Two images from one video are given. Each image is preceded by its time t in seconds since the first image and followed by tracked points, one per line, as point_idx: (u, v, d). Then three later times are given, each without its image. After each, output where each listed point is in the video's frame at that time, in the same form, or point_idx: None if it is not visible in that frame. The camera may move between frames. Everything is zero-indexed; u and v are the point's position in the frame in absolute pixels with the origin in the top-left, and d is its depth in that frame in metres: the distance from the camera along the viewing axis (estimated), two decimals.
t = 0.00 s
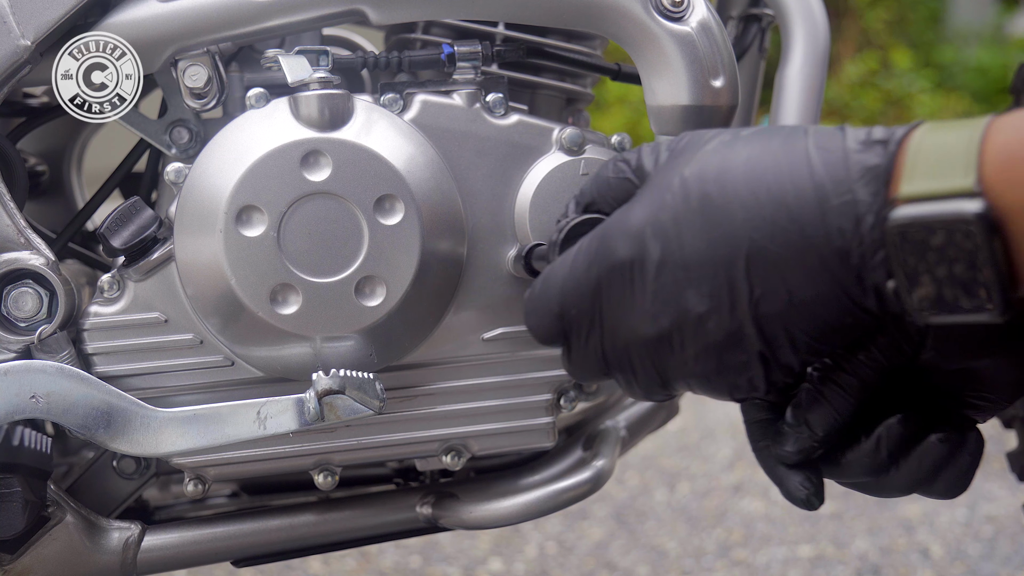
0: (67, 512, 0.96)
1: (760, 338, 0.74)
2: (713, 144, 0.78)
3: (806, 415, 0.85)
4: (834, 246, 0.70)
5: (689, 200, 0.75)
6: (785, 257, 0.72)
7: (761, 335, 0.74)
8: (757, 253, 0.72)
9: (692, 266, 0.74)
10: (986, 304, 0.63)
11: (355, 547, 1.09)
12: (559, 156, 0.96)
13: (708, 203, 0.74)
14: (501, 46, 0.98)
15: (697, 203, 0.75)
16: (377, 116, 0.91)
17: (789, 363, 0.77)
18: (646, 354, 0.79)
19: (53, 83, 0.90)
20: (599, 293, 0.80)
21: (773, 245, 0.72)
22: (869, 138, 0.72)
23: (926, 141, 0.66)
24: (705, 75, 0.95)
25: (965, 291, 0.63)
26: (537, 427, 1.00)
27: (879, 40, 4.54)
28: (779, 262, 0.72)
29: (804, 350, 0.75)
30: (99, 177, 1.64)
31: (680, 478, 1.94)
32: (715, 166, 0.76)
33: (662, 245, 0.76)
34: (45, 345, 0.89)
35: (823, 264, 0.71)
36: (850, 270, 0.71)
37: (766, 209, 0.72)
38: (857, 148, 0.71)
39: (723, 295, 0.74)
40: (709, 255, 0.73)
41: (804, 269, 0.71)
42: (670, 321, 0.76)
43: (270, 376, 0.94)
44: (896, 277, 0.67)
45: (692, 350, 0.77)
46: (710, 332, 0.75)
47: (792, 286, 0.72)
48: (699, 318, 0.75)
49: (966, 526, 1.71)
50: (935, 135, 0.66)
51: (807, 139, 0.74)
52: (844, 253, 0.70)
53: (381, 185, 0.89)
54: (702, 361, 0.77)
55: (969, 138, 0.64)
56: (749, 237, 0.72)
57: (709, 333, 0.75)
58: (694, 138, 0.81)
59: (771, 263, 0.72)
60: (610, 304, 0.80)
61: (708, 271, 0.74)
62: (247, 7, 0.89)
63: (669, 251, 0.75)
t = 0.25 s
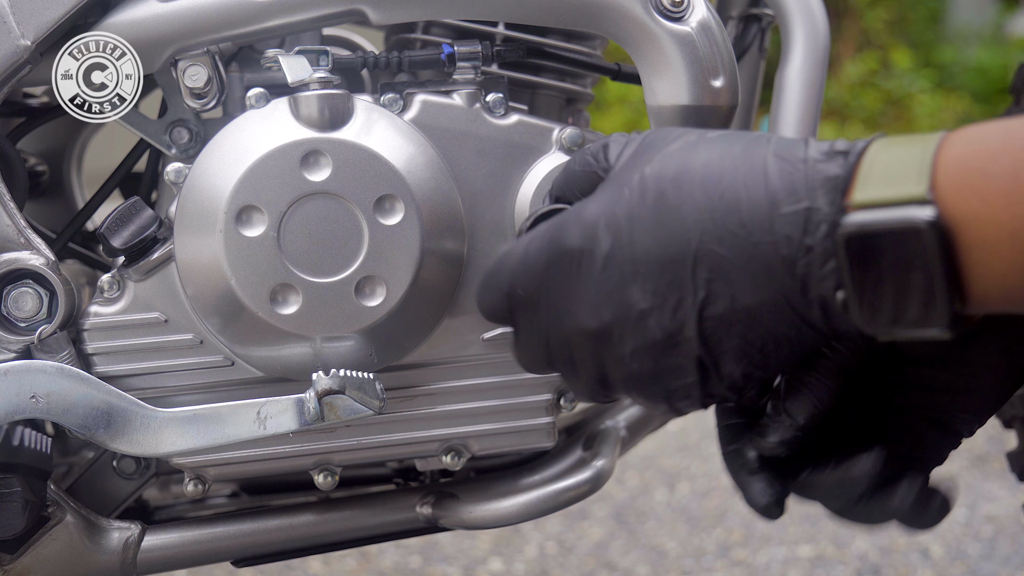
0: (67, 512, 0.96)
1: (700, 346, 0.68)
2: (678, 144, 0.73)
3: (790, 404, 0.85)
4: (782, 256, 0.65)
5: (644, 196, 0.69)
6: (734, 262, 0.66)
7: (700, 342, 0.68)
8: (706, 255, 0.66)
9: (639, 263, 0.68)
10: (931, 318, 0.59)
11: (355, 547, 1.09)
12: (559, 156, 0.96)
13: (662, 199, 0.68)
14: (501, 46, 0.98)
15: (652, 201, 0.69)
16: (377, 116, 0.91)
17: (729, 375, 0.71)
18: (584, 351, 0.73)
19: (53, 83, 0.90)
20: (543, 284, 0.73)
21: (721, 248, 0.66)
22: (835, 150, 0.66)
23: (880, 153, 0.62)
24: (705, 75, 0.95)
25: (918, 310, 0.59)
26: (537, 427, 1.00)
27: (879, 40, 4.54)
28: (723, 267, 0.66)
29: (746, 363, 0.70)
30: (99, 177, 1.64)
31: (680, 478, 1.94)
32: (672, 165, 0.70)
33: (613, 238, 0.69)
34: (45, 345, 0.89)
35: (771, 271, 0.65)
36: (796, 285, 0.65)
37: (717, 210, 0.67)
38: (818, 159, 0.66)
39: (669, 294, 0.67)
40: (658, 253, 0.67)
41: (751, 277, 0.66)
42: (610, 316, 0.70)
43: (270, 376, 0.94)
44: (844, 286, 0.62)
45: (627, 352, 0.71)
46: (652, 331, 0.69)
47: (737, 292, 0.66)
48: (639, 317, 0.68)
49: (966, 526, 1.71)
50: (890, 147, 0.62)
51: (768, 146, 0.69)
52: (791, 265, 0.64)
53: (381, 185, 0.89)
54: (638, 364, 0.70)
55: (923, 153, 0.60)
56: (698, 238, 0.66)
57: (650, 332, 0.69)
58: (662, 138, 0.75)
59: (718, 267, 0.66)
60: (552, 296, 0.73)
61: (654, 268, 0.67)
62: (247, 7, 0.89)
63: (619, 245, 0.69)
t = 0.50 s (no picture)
0: (67, 512, 0.96)
1: (700, 399, 0.74)
2: (695, 203, 0.78)
3: (745, 482, 0.95)
4: (789, 324, 0.69)
5: (664, 250, 0.75)
6: (743, 322, 0.71)
7: (703, 396, 0.74)
8: (715, 311, 0.72)
9: (653, 312, 0.74)
10: (939, 389, 0.64)
11: (355, 547, 1.09)
12: (559, 157, 0.96)
13: (680, 256, 0.74)
14: (501, 46, 0.98)
15: (673, 254, 0.75)
16: (377, 116, 0.91)
17: (729, 429, 0.76)
18: (584, 392, 0.79)
19: (53, 82, 0.90)
20: (553, 322, 0.79)
21: (731, 309, 0.71)
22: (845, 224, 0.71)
23: (884, 229, 0.67)
24: (705, 76, 0.95)
25: (909, 388, 0.65)
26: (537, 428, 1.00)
27: (879, 40, 4.55)
28: (734, 326, 0.71)
29: (750, 421, 0.75)
30: (99, 176, 1.64)
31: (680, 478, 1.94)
32: (694, 226, 0.75)
33: (629, 286, 0.75)
34: (45, 345, 0.89)
35: (776, 336, 0.70)
36: (803, 351, 0.69)
37: (733, 273, 0.72)
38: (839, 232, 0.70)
39: (677, 346, 0.73)
40: (670, 305, 0.73)
41: (756, 339, 0.71)
42: (620, 362, 0.76)
43: (270, 376, 0.94)
44: (852, 357, 0.66)
45: (633, 396, 0.77)
46: (658, 377, 0.75)
47: (742, 352, 0.72)
48: (645, 362, 0.75)
49: (966, 526, 1.71)
50: (891, 224, 0.68)
51: (784, 214, 0.74)
52: (799, 331, 0.69)
53: (380, 184, 0.89)
54: (635, 407, 0.77)
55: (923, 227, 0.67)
56: (708, 299, 0.72)
57: (656, 379, 0.75)
58: (680, 192, 0.81)
59: (730, 326, 0.71)
60: (563, 335, 0.79)
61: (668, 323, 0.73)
62: (247, 7, 0.89)
63: (635, 296, 0.75)
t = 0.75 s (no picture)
0: (67, 512, 0.96)
1: (677, 345, 0.69)
2: (660, 147, 0.74)
3: (762, 408, 0.96)
4: (748, 256, 0.65)
5: (621, 198, 0.72)
6: (705, 263, 0.67)
7: (681, 342, 0.69)
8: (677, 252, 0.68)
9: (617, 260, 0.70)
10: (913, 324, 0.58)
11: (355, 547, 1.09)
12: (558, 156, 0.96)
13: (637, 202, 0.70)
14: (500, 46, 0.98)
15: (628, 204, 0.71)
16: (377, 116, 0.91)
17: (712, 377, 0.71)
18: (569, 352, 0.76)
19: (53, 83, 0.90)
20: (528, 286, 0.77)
21: (692, 248, 0.67)
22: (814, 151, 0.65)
23: (862, 158, 0.61)
24: (705, 75, 0.95)
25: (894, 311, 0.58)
26: (537, 428, 1.00)
27: (880, 40, 4.55)
28: (696, 267, 0.67)
29: (726, 363, 0.70)
30: (99, 177, 1.64)
31: (680, 478, 1.94)
32: (651, 171, 0.71)
33: (592, 239, 0.72)
34: (45, 345, 0.89)
35: (734, 272, 0.65)
36: (763, 283, 0.64)
37: (688, 212, 0.68)
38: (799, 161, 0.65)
39: (646, 293, 0.69)
40: (635, 257, 0.69)
41: (716, 275, 0.66)
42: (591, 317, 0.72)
43: (270, 376, 0.94)
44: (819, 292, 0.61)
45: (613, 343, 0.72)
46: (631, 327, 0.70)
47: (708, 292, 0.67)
48: (620, 315, 0.71)
49: (966, 526, 1.71)
50: (868, 153, 0.61)
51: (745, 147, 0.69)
52: (758, 264, 0.64)
53: (380, 184, 0.89)
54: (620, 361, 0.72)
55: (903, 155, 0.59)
56: (669, 238, 0.68)
57: (630, 330, 0.70)
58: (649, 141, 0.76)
59: (691, 267, 0.67)
60: (539, 298, 0.77)
61: (633, 271, 0.70)
62: (247, 7, 0.89)
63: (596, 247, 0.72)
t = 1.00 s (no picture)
0: (67, 513, 0.96)
1: (705, 365, 0.74)
2: (681, 160, 0.76)
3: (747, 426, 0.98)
4: (775, 278, 0.69)
5: (649, 215, 0.74)
6: (731, 285, 0.71)
7: (707, 362, 0.74)
8: (704, 273, 0.71)
9: (647, 280, 0.73)
10: (941, 350, 0.61)
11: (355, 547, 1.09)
12: (558, 157, 0.96)
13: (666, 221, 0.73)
14: (500, 46, 0.98)
15: (655, 220, 0.73)
16: (377, 116, 0.91)
17: (736, 393, 0.76)
18: (594, 369, 0.78)
19: (53, 83, 0.90)
20: (555, 304, 0.78)
21: (719, 270, 0.71)
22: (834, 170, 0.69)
23: (885, 181, 0.64)
24: (705, 76, 0.95)
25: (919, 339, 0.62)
26: (537, 428, 1.00)
27: (879, 40, 4.55)
28: (723, 288, 0.71)
29: (753, 383, 0.75)
30: (99, 176, 1.64)
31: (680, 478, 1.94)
32: (676, 185, 0.74)
33: (622, 257, 0.74)
34: (44, 345, 0.89)
35: (762, 293, 0.70)
36: (791, 307, 0.69)
37: (711, 231, 0.71)
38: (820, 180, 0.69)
39: (677, 310, 0.73)
40: (664, 277, 0.73)
41: (743, 297, 0.71)
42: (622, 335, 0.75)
43: (270, 376, 0.94)
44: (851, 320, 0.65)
45: (641, 364, 0.75)
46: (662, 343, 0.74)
47: (735, 312, 0.71)
48: (652, 332, 0.74)
49: (966, 526, 1.71)
50: (891, 173, 0.64)
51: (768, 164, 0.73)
52: (784, 288, 0.69)
53: (380, 184, 0.89)
54: (645, 379, 0.76)
55: (927, 180, 0.62)
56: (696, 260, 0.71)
57: (659, 345, 0.74)
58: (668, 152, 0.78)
59: (718, 288, 0.71)
60: (565, 316, 0.78)
61: (662, 290, 0.73)
62: (247, 7, 0.89)
63: (628, 263, 0.74)
